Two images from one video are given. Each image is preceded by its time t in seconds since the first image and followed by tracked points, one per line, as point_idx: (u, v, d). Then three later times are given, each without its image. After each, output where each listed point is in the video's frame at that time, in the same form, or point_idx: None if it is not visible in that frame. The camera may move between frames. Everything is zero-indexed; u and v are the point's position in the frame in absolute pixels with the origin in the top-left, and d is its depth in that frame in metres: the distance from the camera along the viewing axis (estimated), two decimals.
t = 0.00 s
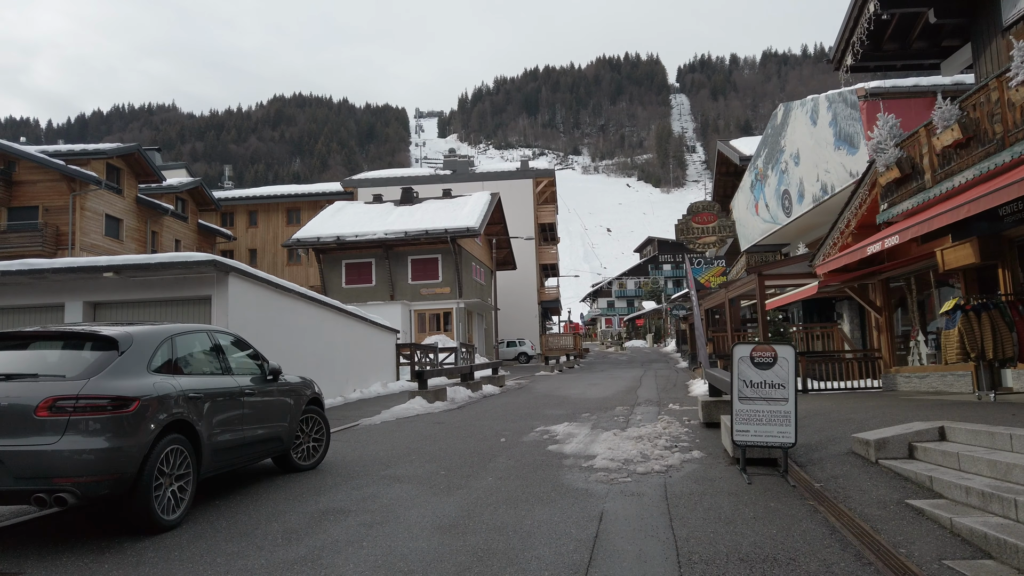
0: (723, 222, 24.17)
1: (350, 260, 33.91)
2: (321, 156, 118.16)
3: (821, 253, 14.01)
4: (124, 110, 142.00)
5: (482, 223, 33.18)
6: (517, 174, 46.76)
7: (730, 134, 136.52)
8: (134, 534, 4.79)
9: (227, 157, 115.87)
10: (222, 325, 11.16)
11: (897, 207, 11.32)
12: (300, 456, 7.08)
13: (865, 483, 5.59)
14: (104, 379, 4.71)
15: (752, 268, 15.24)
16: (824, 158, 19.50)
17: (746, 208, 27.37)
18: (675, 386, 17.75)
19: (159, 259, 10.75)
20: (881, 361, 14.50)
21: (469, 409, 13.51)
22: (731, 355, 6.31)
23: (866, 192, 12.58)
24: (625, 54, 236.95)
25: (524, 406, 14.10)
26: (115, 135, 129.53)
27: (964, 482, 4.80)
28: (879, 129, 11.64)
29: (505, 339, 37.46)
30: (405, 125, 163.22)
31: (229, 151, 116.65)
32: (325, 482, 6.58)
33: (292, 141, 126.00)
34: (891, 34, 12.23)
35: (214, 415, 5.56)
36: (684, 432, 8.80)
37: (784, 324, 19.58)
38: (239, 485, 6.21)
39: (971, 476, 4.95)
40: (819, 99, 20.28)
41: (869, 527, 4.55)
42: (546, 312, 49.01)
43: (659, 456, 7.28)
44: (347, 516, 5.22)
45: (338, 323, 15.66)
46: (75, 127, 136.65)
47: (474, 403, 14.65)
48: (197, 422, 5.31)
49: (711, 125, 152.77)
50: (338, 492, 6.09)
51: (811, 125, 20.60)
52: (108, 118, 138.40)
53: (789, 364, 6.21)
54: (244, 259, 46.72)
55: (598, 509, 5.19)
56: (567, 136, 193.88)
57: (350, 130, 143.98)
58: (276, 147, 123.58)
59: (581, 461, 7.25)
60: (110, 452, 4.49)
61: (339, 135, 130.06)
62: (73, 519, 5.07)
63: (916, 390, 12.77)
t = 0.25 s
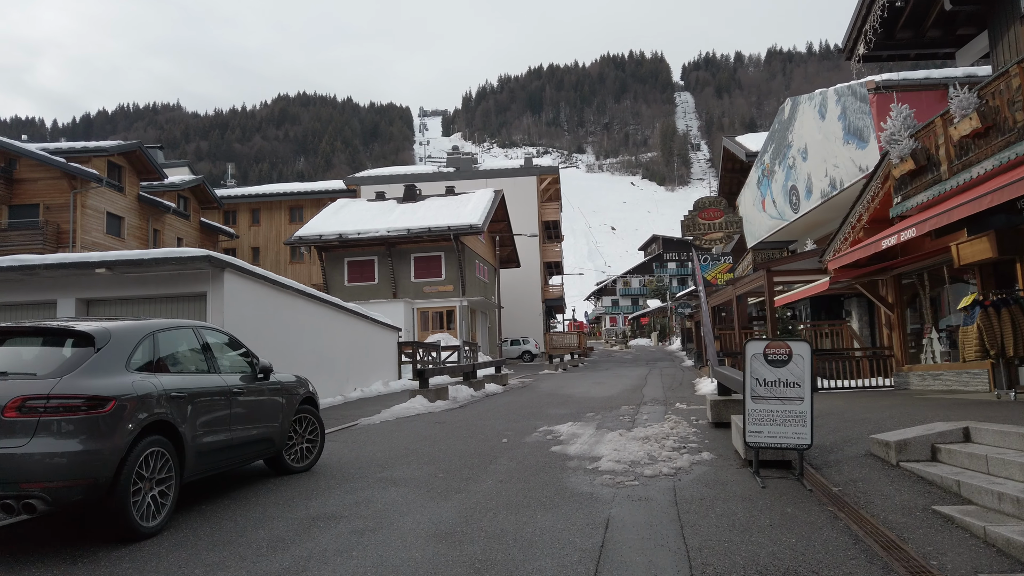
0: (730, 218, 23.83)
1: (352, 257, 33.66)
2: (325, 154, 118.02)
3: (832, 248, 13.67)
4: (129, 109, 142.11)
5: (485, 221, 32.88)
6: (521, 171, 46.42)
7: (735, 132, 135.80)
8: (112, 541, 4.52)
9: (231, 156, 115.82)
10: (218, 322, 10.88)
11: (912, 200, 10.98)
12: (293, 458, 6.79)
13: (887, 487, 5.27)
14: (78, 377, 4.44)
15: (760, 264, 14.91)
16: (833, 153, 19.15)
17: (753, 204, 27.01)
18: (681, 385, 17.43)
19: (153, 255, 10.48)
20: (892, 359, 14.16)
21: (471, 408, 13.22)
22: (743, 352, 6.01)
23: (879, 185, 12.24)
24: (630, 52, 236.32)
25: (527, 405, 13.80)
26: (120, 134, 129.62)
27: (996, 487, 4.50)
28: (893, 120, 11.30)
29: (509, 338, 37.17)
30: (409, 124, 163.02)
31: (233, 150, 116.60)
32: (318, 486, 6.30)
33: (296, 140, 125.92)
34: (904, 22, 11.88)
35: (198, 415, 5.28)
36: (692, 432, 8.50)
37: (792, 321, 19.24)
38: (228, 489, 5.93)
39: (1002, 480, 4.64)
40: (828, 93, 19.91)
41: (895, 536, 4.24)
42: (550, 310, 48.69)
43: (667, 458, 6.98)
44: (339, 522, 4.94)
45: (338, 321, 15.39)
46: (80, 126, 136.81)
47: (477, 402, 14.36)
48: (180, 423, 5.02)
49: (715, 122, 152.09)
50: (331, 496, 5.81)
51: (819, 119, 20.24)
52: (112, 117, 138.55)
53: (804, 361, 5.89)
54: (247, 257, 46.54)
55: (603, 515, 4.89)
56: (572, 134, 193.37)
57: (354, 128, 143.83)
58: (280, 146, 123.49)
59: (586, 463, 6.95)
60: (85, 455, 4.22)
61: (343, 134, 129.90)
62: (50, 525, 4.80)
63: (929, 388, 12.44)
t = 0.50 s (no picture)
0: (737, 212, 23.47)
1: (355, 253, 33.41)
2: (329, 151, 117.84)
3: (842, 241, 13.33)
4: (134, 106, 142.19)
5: (489, 216, 32.59)
6: (524, 166, 46.07)
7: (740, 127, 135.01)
8: (85, 551, 4.25)
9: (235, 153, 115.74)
10: (213, 317, 10.61)
11: (927, 191, 10.64)
12: (284, 459, 6.52)
13: (909, 492, 4.97)
14: (48, 376, 4.17)
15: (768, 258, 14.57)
16: (842, 145, 18.78)
17: (760, 198, 26.65)
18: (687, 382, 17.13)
19: (146, 249, 10.22)
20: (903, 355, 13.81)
21: (472, 406, 12.94)
22: (755, 349, 5.71)
23: (892, 177, 11.89)
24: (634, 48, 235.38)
25: (530, 402, 13.53)
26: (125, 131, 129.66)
27: None
28: (907, 109, 10.95)
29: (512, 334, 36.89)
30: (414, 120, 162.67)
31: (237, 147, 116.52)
32: (309, 488, 6.03)
33: (300, 137, 125.80)
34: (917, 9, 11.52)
35: (180, 414, 5.01)
36: (700, 432, 8.20)
37: (800, 317, 18.89)
38: (214, 492, 5.66)
39: None
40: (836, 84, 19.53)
41: (922, 547, 3.94)
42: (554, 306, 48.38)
43: (674, 459, 6.68)
44: (329, 529, 4.67)
45: (338, 317, 15.13)
46: (85, 123, 136.93)
47: (478, 400, 14.09)
48: (160, 425, 4.75)
49: (720, 118, 151.30)
50: (322, 500, 5.54)
51: (827, 111, 19.87)
52: (117, 114, 138.61)
53: (819, 358, 5.59)
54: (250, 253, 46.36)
55: (607, 522, 4.60)
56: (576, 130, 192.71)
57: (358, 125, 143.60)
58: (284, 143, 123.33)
59: (590, 464, 6.67)
60: (54, 459, 3.96)
61: (346, 130, 129.61)
62: (21, 533, 4.54)
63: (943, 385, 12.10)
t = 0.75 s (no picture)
0: (743, 207, 23.12)
1: (356, 251, 33.14)
2: (333, 149, 117.64)
3: (852, 236, 12.98)
4: (138, 105, 142.23)
5: (491, 213, 32.30)
6: (528, 163, 45.73)
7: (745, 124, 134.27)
8: (51, 562, 3.97)
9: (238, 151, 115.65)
10: (205, 314, 10.33)
11: (941, 183, 10.29)
12: (272, 462, 6.24)
13: (932, 498, 4.65)
14: (9, 375, 3.89)
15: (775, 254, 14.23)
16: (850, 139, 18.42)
17: (766, 194, 26.30)
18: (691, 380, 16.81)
19: (136, 244, 9.95)
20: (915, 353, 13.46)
21: (472, 405, 12.65)
22: (766, 347, 5.40)
23: (904, 168, 11.55)
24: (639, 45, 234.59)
25: (532, 401, 13.23)
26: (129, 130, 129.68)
27: None
28: (920, 98, 10.60)
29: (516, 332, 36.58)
30: (417, 118, 162.33)
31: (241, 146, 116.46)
32: (297, 492, 5.75)
33: (304, 135, 125.55)
34: None
35: (156, 415, 4.72)
36: (706, 433, 7.90)
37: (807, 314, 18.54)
38: (196, 497, 5.38)
39: None
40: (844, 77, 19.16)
41: (950, 559, 3.63)
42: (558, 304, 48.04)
43: (680, 461, 6.38)
44: (314, 538, 4.39)
45: (337, 314, 14.86)
46: (89, 122, 136.97)
47: (479, 398, 13.79)
48: (134, 427, 4.47)
49: (725, 115, 150.57)
50: (309, 505, 5.26)
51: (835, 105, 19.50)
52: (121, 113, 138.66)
53: (834, 355, 5.28)
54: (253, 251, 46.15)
55: (609, 531, 4.30)
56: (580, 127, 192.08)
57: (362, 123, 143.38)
58: (287, 141, 123.10)
59: (592, 466, 6.37)
60: (14, 464, 3.67)
61: (350, 129, 129.37)
62: None
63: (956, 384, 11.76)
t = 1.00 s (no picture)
0: (749, 203, 22.75)
1: (358, 248, 32.88)
2: (337, 146, 117.46)
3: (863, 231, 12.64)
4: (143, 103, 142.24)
5: (494, 210, 31.99)
6: (531, 160, 45.37)
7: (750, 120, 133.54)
8: None
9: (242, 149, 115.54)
10: (198, 313, 10.07)
11: (956, 176, 9.95)
12: (260, 469, 5.95)
13: (960, 511, 4.34)
14: None
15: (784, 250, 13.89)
16: (859, 133, 18.05)
17: (772, 190, 25.94)
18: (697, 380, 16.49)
19: (127, 242, 9.69)
20: (927, 351, 13.12)
21: (474, 405, 12.38)
22: (779, 347, 5.09)
23: (917, 162, 11.20)
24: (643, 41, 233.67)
25: (535, 402, 12.94)
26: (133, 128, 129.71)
27: None
28: (934, 89, 10.25)
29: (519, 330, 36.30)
30: (421, 115, 162.04)
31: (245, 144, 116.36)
32: (285, 501, 5.47)
33: (307, 133, 125.37)
34: None
35: (132, 421, 4.44)
36: (715, 436, 7.59)
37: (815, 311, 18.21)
38: (177, 507, 5.10)
39: None
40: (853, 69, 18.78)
41: None
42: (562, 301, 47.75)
43: (688, 467, 6.08)
44: (297, 555, 4.11)
45: (336, 312, 14.59)
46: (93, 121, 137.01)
47: (480, 398, 13.51)
48: (105, 436, 4.19)
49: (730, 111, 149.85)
50: (296, 517, 4.98)
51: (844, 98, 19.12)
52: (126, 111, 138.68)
53: (852, 357, 4.97)
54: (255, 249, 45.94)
55: (613, 547, 4.01)
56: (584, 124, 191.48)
57: (365, 120, 143.16)
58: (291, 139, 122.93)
59: (596, 473, 6.08)
60: None
61: (354, 126, 129.08)
62: None
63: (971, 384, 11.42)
